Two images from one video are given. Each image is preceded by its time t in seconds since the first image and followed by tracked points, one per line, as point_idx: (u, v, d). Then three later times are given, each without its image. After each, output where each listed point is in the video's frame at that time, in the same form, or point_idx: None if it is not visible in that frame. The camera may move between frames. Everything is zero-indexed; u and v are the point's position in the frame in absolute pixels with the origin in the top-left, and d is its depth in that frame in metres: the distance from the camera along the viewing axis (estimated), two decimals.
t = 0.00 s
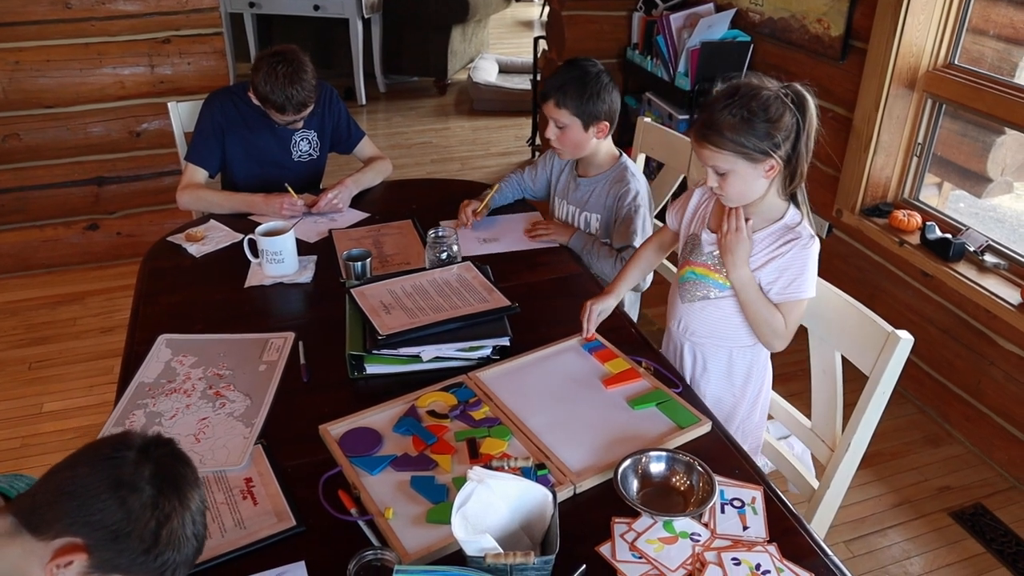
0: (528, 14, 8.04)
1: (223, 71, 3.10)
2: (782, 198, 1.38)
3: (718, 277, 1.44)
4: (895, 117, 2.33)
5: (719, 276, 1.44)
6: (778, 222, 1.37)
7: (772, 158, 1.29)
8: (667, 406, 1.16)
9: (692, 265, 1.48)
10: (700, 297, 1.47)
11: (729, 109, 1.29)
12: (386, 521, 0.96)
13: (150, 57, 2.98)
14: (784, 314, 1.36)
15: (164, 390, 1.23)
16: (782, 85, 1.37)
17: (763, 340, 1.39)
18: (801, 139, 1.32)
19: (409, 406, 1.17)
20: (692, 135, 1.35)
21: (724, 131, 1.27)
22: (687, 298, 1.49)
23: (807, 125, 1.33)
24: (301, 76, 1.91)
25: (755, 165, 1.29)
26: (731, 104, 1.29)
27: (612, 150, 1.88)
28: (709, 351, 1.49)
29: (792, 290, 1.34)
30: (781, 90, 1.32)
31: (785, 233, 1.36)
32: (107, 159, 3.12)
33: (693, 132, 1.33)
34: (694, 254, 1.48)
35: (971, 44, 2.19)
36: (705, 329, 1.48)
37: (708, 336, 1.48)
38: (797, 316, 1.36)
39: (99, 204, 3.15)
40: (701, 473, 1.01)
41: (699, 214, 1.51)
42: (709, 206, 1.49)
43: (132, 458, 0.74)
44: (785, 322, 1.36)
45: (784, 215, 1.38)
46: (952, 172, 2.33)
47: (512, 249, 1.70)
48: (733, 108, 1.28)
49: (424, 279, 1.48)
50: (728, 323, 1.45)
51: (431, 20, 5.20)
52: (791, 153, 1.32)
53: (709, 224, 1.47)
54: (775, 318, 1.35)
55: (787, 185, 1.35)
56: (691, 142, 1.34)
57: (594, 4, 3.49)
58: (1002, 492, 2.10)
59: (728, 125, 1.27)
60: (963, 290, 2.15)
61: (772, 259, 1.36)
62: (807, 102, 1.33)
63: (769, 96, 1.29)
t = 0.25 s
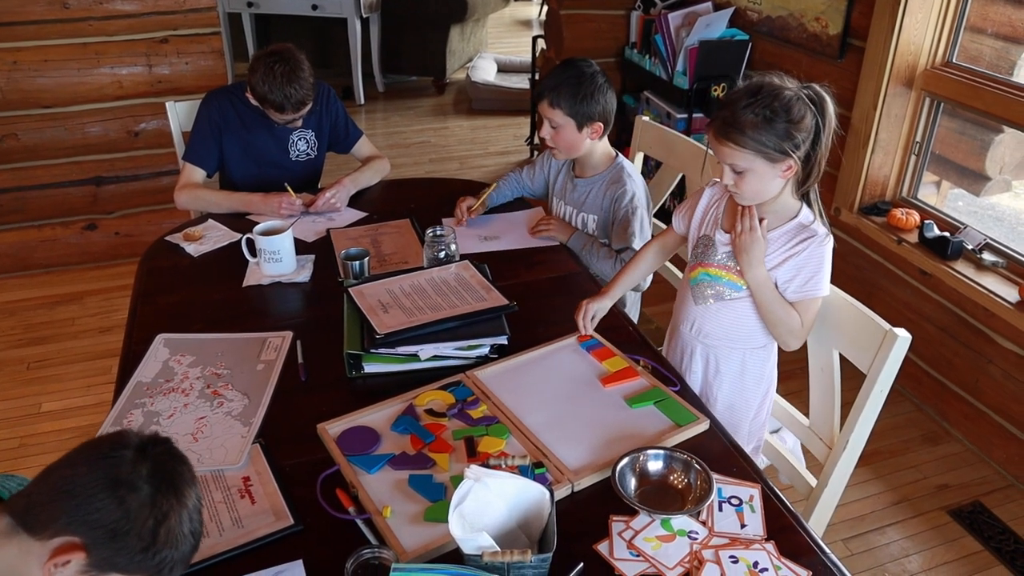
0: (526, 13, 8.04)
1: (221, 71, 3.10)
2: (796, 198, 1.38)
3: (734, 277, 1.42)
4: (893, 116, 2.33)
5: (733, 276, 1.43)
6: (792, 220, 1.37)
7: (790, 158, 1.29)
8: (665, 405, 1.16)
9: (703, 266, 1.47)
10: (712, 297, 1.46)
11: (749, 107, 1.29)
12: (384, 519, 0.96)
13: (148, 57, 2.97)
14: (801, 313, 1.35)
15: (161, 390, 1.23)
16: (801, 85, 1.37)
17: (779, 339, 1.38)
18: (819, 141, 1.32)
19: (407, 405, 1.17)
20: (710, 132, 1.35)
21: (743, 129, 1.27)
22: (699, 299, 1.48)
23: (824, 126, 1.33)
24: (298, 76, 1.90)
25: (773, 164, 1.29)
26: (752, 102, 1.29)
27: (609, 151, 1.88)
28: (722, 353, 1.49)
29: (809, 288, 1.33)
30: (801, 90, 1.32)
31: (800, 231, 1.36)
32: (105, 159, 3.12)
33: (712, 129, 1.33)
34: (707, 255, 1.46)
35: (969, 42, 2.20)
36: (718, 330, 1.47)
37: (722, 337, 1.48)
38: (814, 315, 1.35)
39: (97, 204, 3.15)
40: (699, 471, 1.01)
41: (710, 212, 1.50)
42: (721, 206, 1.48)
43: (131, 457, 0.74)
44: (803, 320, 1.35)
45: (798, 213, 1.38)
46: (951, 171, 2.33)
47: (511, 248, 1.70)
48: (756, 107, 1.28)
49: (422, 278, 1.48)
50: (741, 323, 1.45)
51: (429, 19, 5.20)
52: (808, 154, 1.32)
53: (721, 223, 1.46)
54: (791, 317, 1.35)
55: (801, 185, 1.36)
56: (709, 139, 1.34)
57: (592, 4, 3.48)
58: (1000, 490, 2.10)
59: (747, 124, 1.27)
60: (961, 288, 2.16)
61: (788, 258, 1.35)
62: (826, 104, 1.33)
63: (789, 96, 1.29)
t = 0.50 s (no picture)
0: (525, 12, 8.04)
1: (220, 70, 3.10)
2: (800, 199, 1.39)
3: (741, 277, 1.43)
4: (892, 115, 2.33)
5: (739, 275, 1.43)
6: (798, 219, 1.37)
7: (798, 163, 1.29)
8: (665, 404, 1.16)
9: (708, 266, 1.47)
10: (718, 296, 1.46)
11: (760, 110, 1.28)
12: (383, 519, 0.96)
13: (146, 57, 2.97)
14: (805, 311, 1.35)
15: (160, 390, 1.23)
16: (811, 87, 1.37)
17: (785, 336, 1.38)
18: (828, 145, 1.33)
19: (406, 404, 1.17)
20: (719, 133, 1.34)
21: (754, 133, 1.27)
22: (704, 298, 1.48)
23: (834, 131, 1.33)
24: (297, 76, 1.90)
25: (780, 168, 1.29)
26: (764, 106, 1.28)
27: (611, 150, 1.88)
28: (727, 352, 1.49)
29: (817, 287, 1.33)
30: (813, 94, 1.32)
31: (806, 229, 1.36)
32: (104, 159, 3.11)
33: (722, 130, 1.32)
34: (712, 254, 1.46)
35: (967, 42, 2.20)
36: (723, 330, 1.47)
37: (727, 337, 1.48)
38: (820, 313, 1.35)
39: (96, 204, 3.15)
40: (698, 470, 1.01)
41: (714, 211, 1.50)
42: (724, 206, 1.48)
43: (73, 437, 0.73)
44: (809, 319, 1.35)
45: (803, 213, 1.38)
46: (950, 170, 2.33)
47: (510, 248, 1.70)
48: (767, 111, 1.28)
49: (420, 278, 1.48)
50: (746, 323, 1.45)
51: (428, 19, 5.20)
52: (816, 159, 1.32)
53: (726, 222, 1.47)
54: (798, 315, 1.34)
55: (807, 188, 1.37)
56: (718, 138, 1.34)
57: (591, 3, 3.48)
58: (999, 489, 2.11)
59: (758, 127, 1.27)
60: (960, 287, 2.17)
61: (795, 256, 1.35)
62: (836, 108, 1.33)
63: (801, 101, 1.29)
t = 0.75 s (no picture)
0: (525, 12, 8.05)
1: (220, 70, 3.10)
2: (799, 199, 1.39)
3: (739, 276, 1.43)
4: (891, 116, 2.33)
5: (737, 274, 1.43)
6: (796, 218, 1.37)
7: (800, 164, 1.29)
8: (664, 404, 1.16)
9: (707, 265, 1.47)
10: (717, 296, 1.46)
11: (765, 109, 1.28)
12: (384, 520, 0.96)
13: (146, 57, 2.97)
14: (804, 311, 1.35)
15: (161, 390, 1.23)
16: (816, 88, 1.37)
17: (781, 336, 1.38)
18: (830, 147, 1.33)
19: (407, 404, 1.17)
20: (722, 130, 1.34)
21: (758, 132, 1.27)
22: (703, 298, 1.48)
23: (838, 133, 1.33)
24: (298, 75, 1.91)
25: (782, 168, 1.30)
26: (769, 105, 1.28)
27: (610, 149, 1.88)
28: (725, 352, 1.49)
29: (813, 286, 1.33)
30: (818, 96, 1.31)
31: (803, 228, 1.36)
32: (103, 159, 3.11)
33: (726, 127, 1.32)
34: (711, 254, 1.46)
35: (967, 42, 2.20)
36: (722, 330, 1.47)
37: (726, 337, 1.48)
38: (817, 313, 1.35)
39: (96, 204, 3.15)
40: (699, 470, 1.01)
41: (712, 209, 1.50)
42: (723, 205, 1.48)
43: None
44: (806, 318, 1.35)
45: (802, 212, 1.38)
46: (949, 170, 2.33)
47: (509, 248, 1.70)
48: (773, 110, 1.27)
49: (421, 278, 1.48)
50: (744, 323, 1.45)
51: (428, 19, 5.20)
52: (818, 159, 1.32)
53: (724, 221, 1.47)
54: (794, 315, 1.35)
55: (806, 188, 1.37)
56: (721, 136, 1.33)
57: (591, 3, 3.48)
58: (999, 489, 2.11)
59: (763, 126, 1.27)
60: (959, 287, 2.17)
61: (792, 256, 1.35)
62: (841, 110, 1.33)
63: (806, 101, 1.29)
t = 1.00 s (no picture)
0: (528, 14, 8.05)
1: (222, 71, 3.10)
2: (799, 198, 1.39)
3: (739, 276, 1.43)
4: (894, 116, 2.33)
5: (737, 273, 1.43)
6: (797, 217, 1.37)
7: (803, 164, 1.29)
8: (665, 404, 1.16)
9: (707, 265, 1.47)
10: (718, 296, 1.46)
11: (769, 109, 1.28)
12: (386, 520, 0.96)
13: (149, 58, 2.98)
14: (804, 310, 1.35)
15: (164, 390, 1.23)
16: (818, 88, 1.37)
17: (781, 335, 1.39)
18: (833, 147, 1.33)
19: (409, 405, 1.17)
20: (725, 129, 1.34)
21: (762, 131, 1.27)
22: (703, 298, 1.48)
23: (841, 134, 1.33)
24: (297, 72, 1.90)
25: (785, 168, 1.29)
26: (773, 105, 1.28)
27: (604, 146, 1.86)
28: (726, 352, 1.49)
29: (813, 285, 1.33)
30: (822, 96, 1.31)
31: (804, 227, 1.36)
32: (107, 160, 3.12)
33: (729, 126, 1.32)
34: (711, 254, 1.46)
35: (970, 42, 2.19)
36: (723, 330, 1.47)
37: (726, 337, 1.48)
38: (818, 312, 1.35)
39: (99, 205, 3.15)
40: (701, 471, 1.01)
41: (712, 209, 1.50)
42: (723, 205, 1.47)
43: None
44: (807, 318, 1.35)
45: (802, 211, 1.38)
46: (952, 171, 2.32)
47: (511, 249, 1.70)
48: (777, 110, 1.27)
49: (423, 279, 1.48)
50: (745, 323, 1.45)
51: (431, 20, 5.20)
52: (820, 159, 1.32)
53: (724, 220, 1.47)
54: (794, 314, 1.35)
55: (807, 188, 1.38)
56: (723, 135, 1.33)
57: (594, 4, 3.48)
58: (1002, 490, 2.10)
59: (767, 126, 1.27)
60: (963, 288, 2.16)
61: (792, 255, 1.35)
62: (844, 111, 1.33)
63: (810, 102, 1.29)
